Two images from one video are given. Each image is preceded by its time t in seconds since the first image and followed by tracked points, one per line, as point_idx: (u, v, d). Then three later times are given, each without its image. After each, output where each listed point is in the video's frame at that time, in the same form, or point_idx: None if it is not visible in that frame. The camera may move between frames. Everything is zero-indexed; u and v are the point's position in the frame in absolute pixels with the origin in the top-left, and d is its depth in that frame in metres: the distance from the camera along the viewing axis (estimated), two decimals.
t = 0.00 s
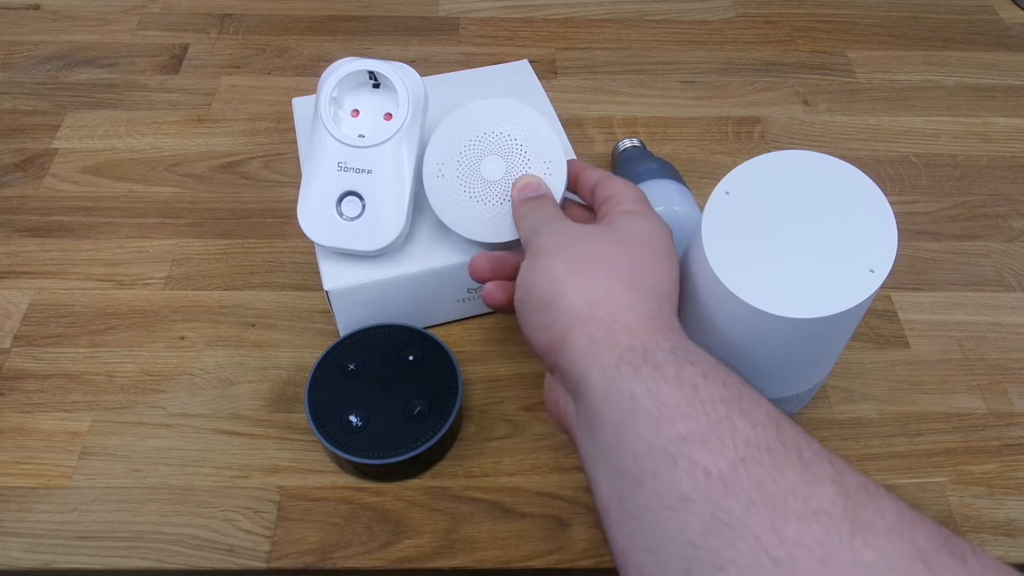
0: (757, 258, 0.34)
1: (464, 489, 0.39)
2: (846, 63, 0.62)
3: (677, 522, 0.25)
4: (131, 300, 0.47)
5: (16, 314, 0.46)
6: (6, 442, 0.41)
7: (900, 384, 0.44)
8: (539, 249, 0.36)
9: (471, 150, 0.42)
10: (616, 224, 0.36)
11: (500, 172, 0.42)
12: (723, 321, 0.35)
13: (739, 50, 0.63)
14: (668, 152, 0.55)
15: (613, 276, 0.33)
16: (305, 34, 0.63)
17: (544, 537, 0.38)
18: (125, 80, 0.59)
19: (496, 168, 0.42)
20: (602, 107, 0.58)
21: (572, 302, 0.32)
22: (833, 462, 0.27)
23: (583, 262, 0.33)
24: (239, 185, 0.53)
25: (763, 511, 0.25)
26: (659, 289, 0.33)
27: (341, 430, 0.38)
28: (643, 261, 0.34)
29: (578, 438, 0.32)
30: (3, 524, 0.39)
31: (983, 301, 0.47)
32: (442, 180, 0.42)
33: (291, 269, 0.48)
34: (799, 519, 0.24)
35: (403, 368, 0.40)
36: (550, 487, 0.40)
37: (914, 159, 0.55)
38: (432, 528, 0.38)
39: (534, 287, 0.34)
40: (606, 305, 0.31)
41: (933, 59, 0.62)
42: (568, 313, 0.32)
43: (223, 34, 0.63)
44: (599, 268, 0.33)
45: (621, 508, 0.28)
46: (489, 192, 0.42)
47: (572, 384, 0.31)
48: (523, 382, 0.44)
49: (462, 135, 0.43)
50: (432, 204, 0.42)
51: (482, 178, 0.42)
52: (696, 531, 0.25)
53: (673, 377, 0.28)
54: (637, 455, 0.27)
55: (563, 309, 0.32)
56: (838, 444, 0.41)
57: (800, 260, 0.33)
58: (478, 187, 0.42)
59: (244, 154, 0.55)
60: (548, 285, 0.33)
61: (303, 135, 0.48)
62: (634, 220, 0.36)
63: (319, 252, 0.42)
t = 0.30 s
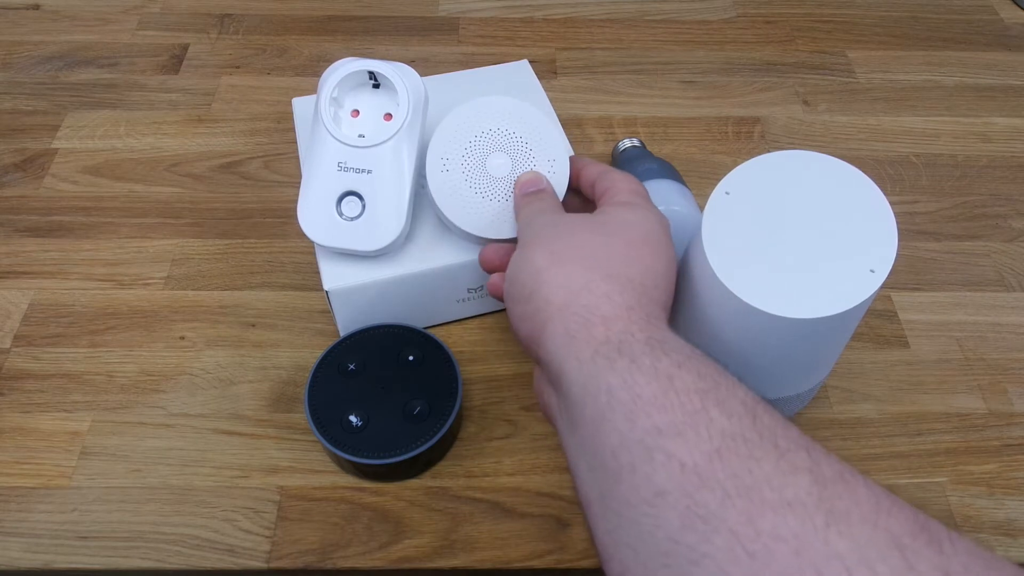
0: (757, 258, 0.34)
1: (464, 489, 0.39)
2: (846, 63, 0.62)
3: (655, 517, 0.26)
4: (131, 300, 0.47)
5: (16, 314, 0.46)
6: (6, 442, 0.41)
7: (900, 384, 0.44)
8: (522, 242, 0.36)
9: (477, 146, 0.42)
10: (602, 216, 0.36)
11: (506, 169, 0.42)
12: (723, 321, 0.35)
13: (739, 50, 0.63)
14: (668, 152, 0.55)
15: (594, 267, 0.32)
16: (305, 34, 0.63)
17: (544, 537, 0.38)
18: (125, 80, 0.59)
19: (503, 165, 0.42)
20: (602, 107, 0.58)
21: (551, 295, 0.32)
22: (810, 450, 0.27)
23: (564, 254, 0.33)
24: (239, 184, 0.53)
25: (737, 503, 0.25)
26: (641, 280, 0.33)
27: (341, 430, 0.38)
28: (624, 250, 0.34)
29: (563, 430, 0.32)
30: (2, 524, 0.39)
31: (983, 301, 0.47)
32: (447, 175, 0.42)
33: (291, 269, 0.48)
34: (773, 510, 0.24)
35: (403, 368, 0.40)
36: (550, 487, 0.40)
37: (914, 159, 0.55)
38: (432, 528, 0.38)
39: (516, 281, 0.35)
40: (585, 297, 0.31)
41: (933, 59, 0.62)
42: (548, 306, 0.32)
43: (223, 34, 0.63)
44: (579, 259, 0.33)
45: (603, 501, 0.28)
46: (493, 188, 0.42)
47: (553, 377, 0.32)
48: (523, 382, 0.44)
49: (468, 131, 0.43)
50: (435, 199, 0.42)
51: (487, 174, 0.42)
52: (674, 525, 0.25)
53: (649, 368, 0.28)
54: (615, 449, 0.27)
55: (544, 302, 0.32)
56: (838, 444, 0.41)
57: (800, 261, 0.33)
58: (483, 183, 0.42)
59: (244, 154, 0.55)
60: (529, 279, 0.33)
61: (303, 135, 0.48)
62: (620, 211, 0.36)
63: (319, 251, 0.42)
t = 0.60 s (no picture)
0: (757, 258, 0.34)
1: (464, 489, 0.39)
2: (846, 63, 0.62)
3: (664, 547, 0.25)
4: (131, 300, 0.47)
5: (16, 314, 0.46)
6: (6, 442, 0.41)
7: (900, 384, 0.44)
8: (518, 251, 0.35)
9: (473, 146, 0.42)
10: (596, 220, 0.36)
11: (502, 169, 0.42)
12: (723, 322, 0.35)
13: (739, 50, 0.63)
14: (668, 152, 0.55)
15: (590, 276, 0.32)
16: (305, 34, 0.63)
17: (544, 537, 0.38)
18: (125, 80, 0.59)
19: (498, 165, 0.42)
20: (602, 107, 0.58)
21: (547, 306, 0.32)
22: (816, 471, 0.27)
23: (557, 258, 0.33)
24: (239, 185, 0.53)
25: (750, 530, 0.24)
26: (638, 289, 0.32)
27: (341, 430, 0.38)
28: (619, 258, 0.33)
29: (560, 445, 0.32)
30: (2, 524, 0.39)
31: (983, 301, 0.47)
32: (443, 177, 0.42)
33: (291, 269, 0.48)
34: (783, 535, 0.24)
35: (403, 368, 0.40)
36: (550, 487, 0.40)
37: (914, 159, 0.55)
38: (432, 528, 0.38)
39: (511, 291, 0.34)
40: (582, 308, 0.31)
41: (933, 59, 0.62)
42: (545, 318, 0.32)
43: (223, 34, 0.63)
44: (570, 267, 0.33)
45: (606, 524, 0.28)
46: (490, 189, 0.42)
47: (552, 392, 0.31)
48: (523, 382, 0.44)
49: (463, 132, 0.43)
50: (432, 202, 0.42)
51: (484, 174, 0.42)
52: (683, 556, 0.25)
53: (651, 389, 0.28)
54: (619, 473, 0.27)
55: (538, 311, 0.32)
56: (838, 444, 0.41)
57: (800, 261, 0.33)
58: (479, 184, 0.42)
59: (244, 154, 0.55)
60: (524, 288, 0.33)
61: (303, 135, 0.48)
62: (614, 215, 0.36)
63: (319, 251, 0.42)
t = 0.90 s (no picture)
0: (757, 259, 0.34)
1: (464, 489, 0.40)
2: (846, 63, 0.62)
3: None
4: (131, 300, 0.47)
5: (16, 314, 0.46)
6: (6, 442, 0.41)
7: (901, 384, 0.44)
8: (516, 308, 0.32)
9: (471, 146, 0.42)
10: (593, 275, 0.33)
11: (501, 169, 0.42)
12: (722, 321, 0.35)
13: (739, 50, 0.63)
14: (668, 152, 0.55)
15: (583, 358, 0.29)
16: (305, 34, 0.63)
17: (543, 537, 0.38)
18: (125, 80, 0.59)
19: (497, 164, 0.42)
20: (602, 107, 0.58)
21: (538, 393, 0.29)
22: None
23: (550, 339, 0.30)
24: (239, 184, 0.53)
25: None
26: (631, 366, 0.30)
27: (342, 430, 0.38)
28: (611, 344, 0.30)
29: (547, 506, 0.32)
30: (3, 524, 0.39)
31: (983, 301, 0.47)
32: (443, 177, 0.42)
33: (291, 268, 0.48)
34: None
35: (403, 369, 0.40)
36: (550, 487, 0.40)
37: (914, 159, 0.55)
38: (432, 528, 0.38)
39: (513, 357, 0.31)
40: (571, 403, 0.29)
41: (933, 59, 0.62)
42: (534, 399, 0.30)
43: (223, 34, 0.63)
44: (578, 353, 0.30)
45: None
46: (489, 189, 0.42)
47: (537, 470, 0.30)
48: (523, 382, 0.44)
49: (463, 131, 0.42)
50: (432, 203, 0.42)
51: (483, 174, 0.42)
52: None
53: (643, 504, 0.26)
54: None
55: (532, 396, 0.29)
56: (838, 444, 0.41)
57: (800, 262, 0.33)
58: (478, 185, 0.42)
59: (244, 154, 0.55)
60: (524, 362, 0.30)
61: (303, 134, 0.48)
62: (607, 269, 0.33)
63: (319, 251, 0.43)
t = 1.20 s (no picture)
0: (757, 259, 0.34)
1: (464, 489, 0.40)
2: (846, 63, 0.62)
3: None
4: (131, 300, 0.47)
5: (16, 314, 0.46)
6: (6, 442, 0.41)
7: (901, 384, 0.44)
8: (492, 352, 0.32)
9: (471, 146, 0.42)
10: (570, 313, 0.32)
11: (500, 169, 0.42)
12: (722, 322, 0.35)
13: (740, 50, 0.63)
14: (668, 152, 0.55)
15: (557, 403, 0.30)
16: (305, 34, 0.63)
17: (543, 537, 0.38)
18: (125, 80, 0.59)
19: (496, 164, 0.42)
20: (602, 107, 0.58)
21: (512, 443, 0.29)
22: None
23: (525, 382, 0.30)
24: (239, 185, 0.53)
25: None
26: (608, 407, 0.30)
27: (341, 430, 0.38)
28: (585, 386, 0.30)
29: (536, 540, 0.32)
30: (3, 524, 0.39)
31: (983, 301, 0.47)
32: (442, 177, 0.42)
33: (291, 268, 0.48)
34: None
35: (403, 369, 0.40)
36: (550, 487, 0.40)
37: (914, 159, 0.55)
38: (432, 528, 0.38)
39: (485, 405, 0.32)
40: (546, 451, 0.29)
41: (933, 59, 0.62)
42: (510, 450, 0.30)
43: (223, 34, 0.63)
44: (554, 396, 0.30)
45: None
46: (488, 189, 0.42)
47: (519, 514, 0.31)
48: (523, 382, 0.44)
49: (463, 132, 0.42)
50: (431, 204, 0.42)
51: (483, 175, 0.42)
52: None
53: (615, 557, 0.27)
54: None
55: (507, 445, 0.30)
56: (838, 444, 0.41)
57: (799, 262, 0.33)
58: (477, 185, 0.42)
59: (244, 154, 0.55)
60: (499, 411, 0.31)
61: (303, 134, 0.48)
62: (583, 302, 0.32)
63: (319, 251, 0.43)
